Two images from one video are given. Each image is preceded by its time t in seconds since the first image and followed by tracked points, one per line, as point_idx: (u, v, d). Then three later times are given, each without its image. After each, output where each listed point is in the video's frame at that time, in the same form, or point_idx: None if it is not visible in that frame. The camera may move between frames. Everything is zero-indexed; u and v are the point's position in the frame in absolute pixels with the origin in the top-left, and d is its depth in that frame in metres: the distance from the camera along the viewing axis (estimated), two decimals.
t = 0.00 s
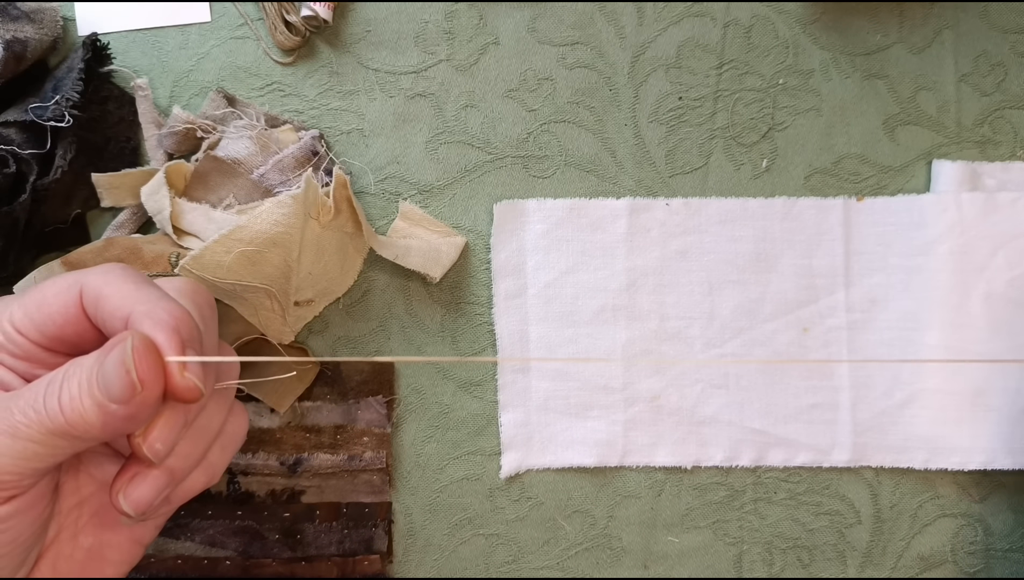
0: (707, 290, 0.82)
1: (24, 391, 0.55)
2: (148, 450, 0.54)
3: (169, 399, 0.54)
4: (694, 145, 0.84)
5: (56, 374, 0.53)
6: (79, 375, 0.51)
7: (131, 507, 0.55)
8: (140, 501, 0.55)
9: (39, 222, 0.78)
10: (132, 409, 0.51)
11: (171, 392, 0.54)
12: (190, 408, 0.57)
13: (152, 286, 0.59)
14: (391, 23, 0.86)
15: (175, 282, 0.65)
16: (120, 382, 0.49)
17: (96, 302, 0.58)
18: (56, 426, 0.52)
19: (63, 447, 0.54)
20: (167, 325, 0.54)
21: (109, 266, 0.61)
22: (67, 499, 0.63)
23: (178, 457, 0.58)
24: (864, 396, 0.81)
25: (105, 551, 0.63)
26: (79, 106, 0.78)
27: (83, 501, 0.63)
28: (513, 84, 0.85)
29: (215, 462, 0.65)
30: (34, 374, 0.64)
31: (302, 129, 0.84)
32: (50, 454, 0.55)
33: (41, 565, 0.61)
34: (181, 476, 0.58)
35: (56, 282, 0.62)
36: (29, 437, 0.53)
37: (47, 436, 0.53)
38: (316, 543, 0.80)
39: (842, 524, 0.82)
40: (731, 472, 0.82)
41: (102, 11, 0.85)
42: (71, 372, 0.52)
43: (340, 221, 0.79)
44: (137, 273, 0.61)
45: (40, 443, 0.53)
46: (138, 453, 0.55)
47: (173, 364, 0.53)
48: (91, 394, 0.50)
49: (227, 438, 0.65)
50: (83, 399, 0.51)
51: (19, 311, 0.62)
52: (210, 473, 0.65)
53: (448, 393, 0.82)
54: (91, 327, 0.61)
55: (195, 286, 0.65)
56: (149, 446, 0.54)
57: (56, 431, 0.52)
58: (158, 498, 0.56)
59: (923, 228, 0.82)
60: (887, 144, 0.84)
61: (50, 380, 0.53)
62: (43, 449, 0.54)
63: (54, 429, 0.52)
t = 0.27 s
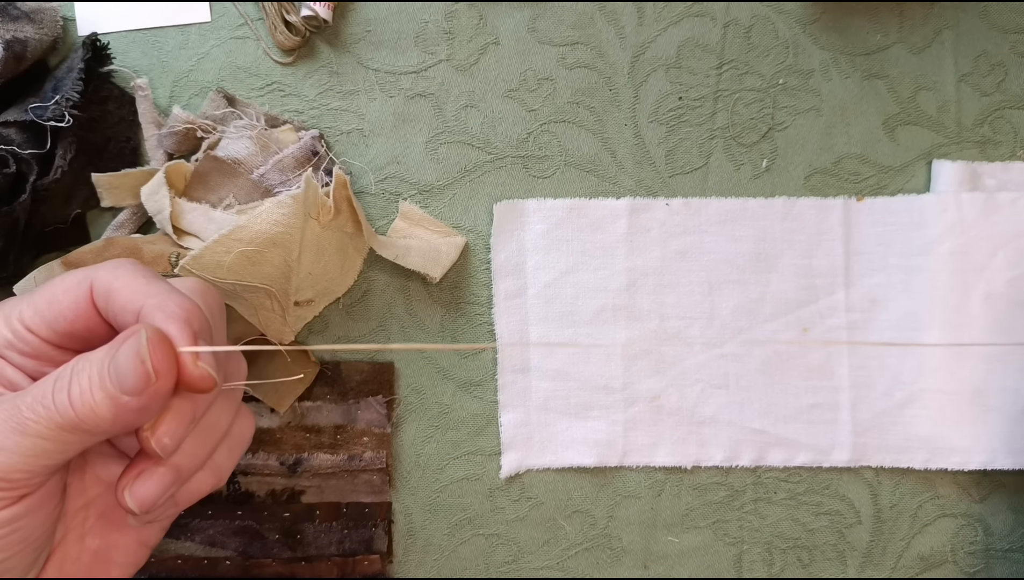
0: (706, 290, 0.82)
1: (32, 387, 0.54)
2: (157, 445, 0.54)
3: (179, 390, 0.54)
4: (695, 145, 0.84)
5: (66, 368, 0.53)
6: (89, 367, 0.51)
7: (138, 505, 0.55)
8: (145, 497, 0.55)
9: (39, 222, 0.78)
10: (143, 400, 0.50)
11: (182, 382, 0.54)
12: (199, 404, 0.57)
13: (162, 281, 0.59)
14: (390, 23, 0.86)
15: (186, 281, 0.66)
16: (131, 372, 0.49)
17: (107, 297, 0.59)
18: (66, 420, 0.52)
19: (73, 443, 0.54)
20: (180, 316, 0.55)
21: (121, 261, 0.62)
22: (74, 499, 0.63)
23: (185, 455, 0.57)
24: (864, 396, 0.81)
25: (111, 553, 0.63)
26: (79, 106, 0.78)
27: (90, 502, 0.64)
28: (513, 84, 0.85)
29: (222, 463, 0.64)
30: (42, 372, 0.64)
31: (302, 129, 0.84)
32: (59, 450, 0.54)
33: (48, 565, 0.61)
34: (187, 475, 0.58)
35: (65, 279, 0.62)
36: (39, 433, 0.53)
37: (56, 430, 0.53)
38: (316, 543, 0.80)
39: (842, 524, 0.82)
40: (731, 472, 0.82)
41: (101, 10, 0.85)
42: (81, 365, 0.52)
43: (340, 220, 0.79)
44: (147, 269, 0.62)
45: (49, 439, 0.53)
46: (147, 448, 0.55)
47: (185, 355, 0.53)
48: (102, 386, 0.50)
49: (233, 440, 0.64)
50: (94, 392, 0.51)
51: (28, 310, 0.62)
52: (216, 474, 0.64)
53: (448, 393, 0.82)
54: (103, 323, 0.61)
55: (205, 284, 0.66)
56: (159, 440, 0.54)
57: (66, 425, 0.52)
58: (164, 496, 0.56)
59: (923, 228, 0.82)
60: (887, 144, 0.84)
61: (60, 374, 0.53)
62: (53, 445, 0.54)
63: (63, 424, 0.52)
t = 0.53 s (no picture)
0: (706, 290, 0.82)
1: (59, 375, 0.55)
2: (181, 433, 0.55)
3: (206, 373, 0.57)
4: (695, 145, 0.84)
5: (94, 355, 0.54)
6: (120, 349, 0.53)
7: (150, 501, 0.55)
8: (149, 499, 0.55)
9: (39, 222, 0.78)
10: (175, 379, 0.52)
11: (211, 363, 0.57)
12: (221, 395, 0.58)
13: (189, 271, 0.62)
14: (390, 23, 0.86)
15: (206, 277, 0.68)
16: (164, 350, 0.51)
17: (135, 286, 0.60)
18: (94, 405, 0.53)
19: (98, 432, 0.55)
20: (209, 302, 0.58)
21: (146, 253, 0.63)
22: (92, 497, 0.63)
23: (192, 460, 0.57)
24: (863, 396, 0.81)
25: (125, 551, 0.63)
26: (79, 106, 0.78)
27: (104, 500, 0.64)
28: (513, 84, 0.85)
29: (228, 474, 0.64)
30: (66, 365, 0.65)
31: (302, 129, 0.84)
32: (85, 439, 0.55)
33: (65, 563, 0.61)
34: (197, 475, 0.58)
35: (88, 272, 0.63)
36: (68, 419, 0.54)
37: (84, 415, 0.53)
38: (317, 543, 0.80)
39: (843, 524, 0.82)
40: (731, 472, 0.82)
41: (101, 10, 0.85)
42: (111, 349, 0.53)
43: (340, 220, 0.79)
44: (172, 261, 0.63)
45: (77, 426, 0.54)
46: (171, 437, 0.55)
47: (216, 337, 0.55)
48: (134, 366, 0.51)
49: (241, 447, 0.65)
50: (126, 373, 0.52)
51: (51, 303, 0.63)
52: (221, 484, 0.64)
53: (448, 393, 0.82)
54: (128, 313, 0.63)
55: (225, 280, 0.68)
56: (183, 428, 0.55)
57: (94, 410, 0.53)
58: (167, 499, 0.56)
59: (923, 228, 0.82)
60: (887, 144, 0.84)
61: (88, 360, 0.54)
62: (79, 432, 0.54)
63: (92, 409, 0.53)
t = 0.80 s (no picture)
0: (706, 290, 0.82)
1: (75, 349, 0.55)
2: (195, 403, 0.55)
3: (221, 341, 0.58)
4: (695, 145, 0.84)
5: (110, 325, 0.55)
6: (135, 314, 0.53)
7: (166, 481, 0.55)
8: (167, 477, 0.55)
9: (39, 222, 0.78)
10: (189, 338, 0.53)
11: (222, 325, 0.59)
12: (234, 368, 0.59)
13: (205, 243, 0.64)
14: (390, 23, 0.86)
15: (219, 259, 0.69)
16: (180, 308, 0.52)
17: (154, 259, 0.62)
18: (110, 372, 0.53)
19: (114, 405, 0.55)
20: (222, 268, 0.60)
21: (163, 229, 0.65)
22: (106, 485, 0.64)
23: (207, 437, 0.57)
24: (863, 396, 0.81)
25: (137, 539, 0.65)
26: (79, 106, 0.78)
27: (117, 489, 0.65)
28: (513, 84, 0.85)
29: (242, 454, 0.64)
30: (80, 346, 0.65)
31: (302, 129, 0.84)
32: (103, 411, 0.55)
33: (80, 551, 0.63)
34: (212, 456, 0.58)
35: (105, 251, 0.64)
36: (87, 390, 0.54)
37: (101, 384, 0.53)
38: (317, 543, 0.80)
39: (842, 524, 0.82)
40: (731, 472, 0.82)
41: (101, 10, 0.85)
42: (126, 317, 0.54)
43: (340, 220, 0.79)
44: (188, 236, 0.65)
45: (93, 399, 0.54)
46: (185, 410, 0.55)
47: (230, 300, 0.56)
48: (148, 329, 0.52)
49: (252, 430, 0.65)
50: (140, 337, 0.52)
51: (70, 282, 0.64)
52: (236, 466, 0.64)
53: (448, 393, 0.82)
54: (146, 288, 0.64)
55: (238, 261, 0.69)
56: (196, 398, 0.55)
57: (110, 379, 0.53)
58: (185, 479, 0.56)
59: (923, 228, 0.82)
60: (887, 144, 0.84)
61: (104, 330, 0.55)
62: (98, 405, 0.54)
63: (107, 379, 0.53)
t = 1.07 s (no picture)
0: (706, 290, 0.82)
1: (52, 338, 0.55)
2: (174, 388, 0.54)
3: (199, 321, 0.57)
4: (695, 145, 0.84)
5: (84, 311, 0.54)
6: (105, 300, 0.52)
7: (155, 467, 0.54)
8: (159, 463, 0.55)
9: (40, 222, 0.78)
10: (158, 319, 0.51)
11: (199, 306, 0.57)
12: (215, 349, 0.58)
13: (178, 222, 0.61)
14: (390, 23, 0.86)
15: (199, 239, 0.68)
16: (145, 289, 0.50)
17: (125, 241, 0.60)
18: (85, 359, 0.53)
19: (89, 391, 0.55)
20: (198, 236, 0.57)
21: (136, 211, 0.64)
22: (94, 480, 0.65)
23: (195, 421, 0.57)
24: (863, 396, 0.81)
25: (129, 530, 0.66)
26: (79, 106, 0.78)
27: (106, 484, 0.65)
28: (513, 84, 0.85)
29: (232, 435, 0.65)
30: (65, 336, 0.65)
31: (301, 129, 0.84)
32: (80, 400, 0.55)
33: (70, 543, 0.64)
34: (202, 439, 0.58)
35: (83, 237, 0.63)
36: (61, 377, 0.54)
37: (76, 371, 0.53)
38: (317, 543, 0.80)
39: (842, 524, 0.82)
40: (730, 472, 0.82)
41: (101, 10, 0.85)
42: (98, 303, 0.53)
43: (340, 220, 0.79)
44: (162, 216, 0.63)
45: (68, 386, 0.54)
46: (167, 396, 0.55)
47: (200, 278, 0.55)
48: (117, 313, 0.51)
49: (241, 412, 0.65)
50: (110, 321, 0.51)
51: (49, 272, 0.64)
52: (227, 445, 0.64)
53: (448, 393, 0.82)
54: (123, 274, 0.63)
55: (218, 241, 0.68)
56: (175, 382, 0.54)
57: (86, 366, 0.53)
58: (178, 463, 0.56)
59: (923, 228, 0.82)
60: (887, 144, 0.84)
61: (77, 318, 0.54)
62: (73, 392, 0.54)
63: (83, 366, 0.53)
